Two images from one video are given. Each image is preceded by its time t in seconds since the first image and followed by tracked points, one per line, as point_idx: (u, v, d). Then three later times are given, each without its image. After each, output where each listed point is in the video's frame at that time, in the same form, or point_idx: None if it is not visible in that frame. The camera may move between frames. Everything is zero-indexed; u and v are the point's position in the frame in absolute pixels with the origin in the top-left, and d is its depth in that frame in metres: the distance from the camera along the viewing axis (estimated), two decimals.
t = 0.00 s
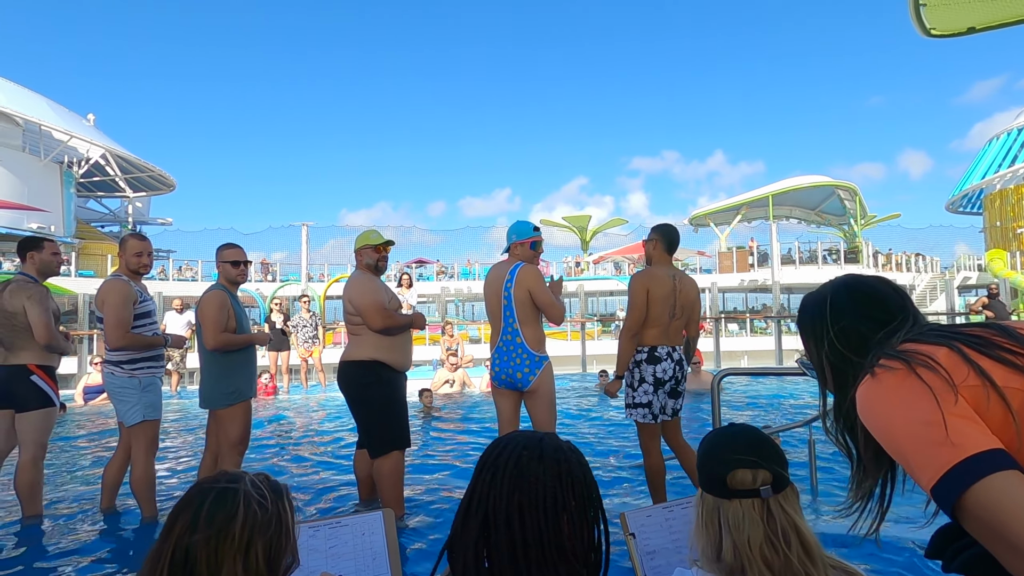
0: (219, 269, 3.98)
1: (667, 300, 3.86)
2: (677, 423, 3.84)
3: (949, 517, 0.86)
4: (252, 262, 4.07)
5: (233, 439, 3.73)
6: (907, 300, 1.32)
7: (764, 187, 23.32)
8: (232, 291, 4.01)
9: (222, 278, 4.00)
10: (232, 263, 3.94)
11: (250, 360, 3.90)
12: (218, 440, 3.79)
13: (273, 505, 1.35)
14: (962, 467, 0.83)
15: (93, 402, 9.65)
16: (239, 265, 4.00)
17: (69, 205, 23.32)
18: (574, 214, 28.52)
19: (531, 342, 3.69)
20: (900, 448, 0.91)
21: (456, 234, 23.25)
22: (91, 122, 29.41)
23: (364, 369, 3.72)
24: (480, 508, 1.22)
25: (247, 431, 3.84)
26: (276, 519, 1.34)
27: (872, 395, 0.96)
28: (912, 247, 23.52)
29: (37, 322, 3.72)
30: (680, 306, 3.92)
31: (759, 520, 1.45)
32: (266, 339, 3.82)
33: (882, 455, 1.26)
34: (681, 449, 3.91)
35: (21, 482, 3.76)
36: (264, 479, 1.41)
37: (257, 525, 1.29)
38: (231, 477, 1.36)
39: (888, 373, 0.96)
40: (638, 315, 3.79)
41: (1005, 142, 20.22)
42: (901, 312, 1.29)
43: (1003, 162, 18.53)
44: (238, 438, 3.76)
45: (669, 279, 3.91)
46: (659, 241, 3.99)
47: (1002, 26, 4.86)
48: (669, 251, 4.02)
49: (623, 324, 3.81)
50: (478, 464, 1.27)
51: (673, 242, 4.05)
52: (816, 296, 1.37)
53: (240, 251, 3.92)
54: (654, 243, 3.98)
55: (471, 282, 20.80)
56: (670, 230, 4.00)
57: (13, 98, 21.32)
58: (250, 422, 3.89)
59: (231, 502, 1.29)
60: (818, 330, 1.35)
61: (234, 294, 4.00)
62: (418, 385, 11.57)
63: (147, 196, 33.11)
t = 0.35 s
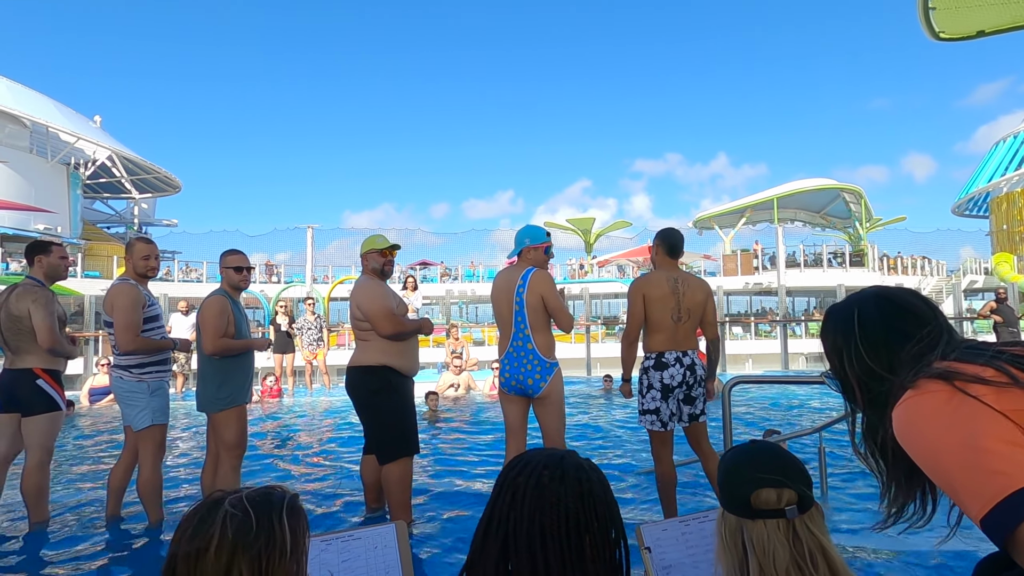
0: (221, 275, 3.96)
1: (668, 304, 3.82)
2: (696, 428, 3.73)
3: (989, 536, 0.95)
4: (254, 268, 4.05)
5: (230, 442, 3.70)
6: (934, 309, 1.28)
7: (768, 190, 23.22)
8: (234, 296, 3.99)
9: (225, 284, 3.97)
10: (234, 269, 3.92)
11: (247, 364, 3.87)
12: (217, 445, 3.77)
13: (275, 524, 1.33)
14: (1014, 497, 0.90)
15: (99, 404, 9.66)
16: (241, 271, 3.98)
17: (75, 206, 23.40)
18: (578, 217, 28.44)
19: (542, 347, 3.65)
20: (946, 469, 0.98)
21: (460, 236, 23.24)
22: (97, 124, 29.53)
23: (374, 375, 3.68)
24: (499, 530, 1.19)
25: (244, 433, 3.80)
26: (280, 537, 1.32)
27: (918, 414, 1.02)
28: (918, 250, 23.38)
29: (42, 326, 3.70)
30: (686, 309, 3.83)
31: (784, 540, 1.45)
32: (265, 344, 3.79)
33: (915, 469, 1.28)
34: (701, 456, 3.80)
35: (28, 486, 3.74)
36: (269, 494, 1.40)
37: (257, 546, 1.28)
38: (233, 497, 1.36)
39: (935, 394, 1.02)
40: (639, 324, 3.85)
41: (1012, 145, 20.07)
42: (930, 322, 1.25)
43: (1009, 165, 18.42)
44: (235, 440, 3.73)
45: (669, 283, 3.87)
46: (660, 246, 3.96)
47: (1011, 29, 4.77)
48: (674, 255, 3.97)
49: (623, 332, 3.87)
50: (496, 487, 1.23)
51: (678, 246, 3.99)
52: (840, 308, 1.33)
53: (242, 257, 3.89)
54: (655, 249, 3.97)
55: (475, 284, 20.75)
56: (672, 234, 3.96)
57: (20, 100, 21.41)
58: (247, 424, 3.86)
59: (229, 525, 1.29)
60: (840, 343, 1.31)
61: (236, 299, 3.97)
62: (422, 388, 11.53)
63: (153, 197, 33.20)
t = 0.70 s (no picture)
0: (221, 277, 3.98)
1: (681, 307, 3.82)
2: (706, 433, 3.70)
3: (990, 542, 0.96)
4: (255, 271, 4.06)
5: (230, 443, 3.72)
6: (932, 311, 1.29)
7: (771, 193, 23.23)
8: (235, 299, 4.00)
9: (225, 287, 3.99)
10: (234, 271, 3.94)
11: (247, 366, 3.88)
12: (218, 446, 3.79)
13: (280, 523, 1.34)
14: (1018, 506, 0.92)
15: (102, 405, 9.69)
16: (241, 274, 3.99)
17: (79, 208, 23.52)
18: (581, 220, 28.49)
19: (549, 350, 3.68)
20: (948, 474, 1.00)
21: (462, 238, 23.28)
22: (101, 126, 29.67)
23: (373, 378, 3.71)
24: (500, 534, 1.19)
25: (244, 434, 3.80)
26: (284, 538, 1.34)
27: (918, 420, 1.04)
28: (921, 254, 23.35)
29: (46, 328, 3.72)
30: (700, 313, 3.82)
31: (785, 546, 1.46)
32: (265, 347, 3.80)
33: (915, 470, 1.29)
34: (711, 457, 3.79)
35: (32, 488, 3.75)
36: (272, 494, 1.41)
37: (262, 545, 1.30)
38: (238, 497, 1.37)
39: (936, 399, 1.03)
40: (652, 326, 3.87)
41: (1015, 148, 20.06)
42: (927, 324, 1.25)
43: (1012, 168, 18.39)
44: (235, 441, 3.74)
45: (683, 286, 3.87)
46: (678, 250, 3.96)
47: (1015, 32, 4.79)
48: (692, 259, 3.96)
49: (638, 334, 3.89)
50: (496, 492, 1.23)
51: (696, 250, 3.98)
52: (838, 310, 1.33)
53: (243, 259, 3.91)
54: (672, 253, 3.98)
55: (477, 286, 20.77)
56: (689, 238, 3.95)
57: (25, 102, 21.52)
58: (247, 425, 3.86)
59: (236, 524, 1.30)
60: (838, 345, 1.32)
61: (236, 302, 3.99)
62: (424, 390, 11.56)
63: (157, 199, 33.32)
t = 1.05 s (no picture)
0: (218, 277, 3.97)
1: (701, 307, 3.80)
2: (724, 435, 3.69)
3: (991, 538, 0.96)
4: (251, 271, 4.06)
5: (229, 444, 3.71)
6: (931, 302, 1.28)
7: (773, 195, 23.19)
8: (232, 300, 4.00)
9: (222, 287, 3.98)
10: (231, 272, 3.94)
11: (245, 366, 3.88)
12: (217, 447, 3.78)
13: (272, 521, 1.34)
14: (1017, 499, 0.91)
15: (103, 407, 9.70)
16: (238, 274, 3.99)
17: (82, 210, 23.58)
18: (582, 222, 28.49)
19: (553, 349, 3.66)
20: (948, 471, 0.99)
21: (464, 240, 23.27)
22: (105, 129, 29.78)
23: (368, 379, 3.70)
24: (493, 532, 1.18)
25: (245, 434, 3.80)
26: (276, 536, 1.33)
27: (917, 415, 1.03)
28: (924, 256, 23.31)
29: (45, 329, 3.72)
30: (721, 313, 3.79)
31: (785, 548, 1.44)
32: (264, 346, 3.80)
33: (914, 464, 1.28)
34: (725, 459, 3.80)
35: (31, 488, 3.75)
36: (264, 492, 1.40)
37: (254, 542, 1.29)
38: (230, 494, 1.37)
39: (935, 394, 1.02)
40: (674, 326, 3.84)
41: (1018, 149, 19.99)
42: (926, 314, 1.24)
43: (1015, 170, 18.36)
44: (235, 441, 3.74)
45: (703, 286, 3.84)
46: (700, 250, 3.93)
47: (1017, 34, 4.79)
48: (714, 259, 3.92)
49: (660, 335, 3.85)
50: (489, 491, 1.22)
51: (718, 249, 3.95)
52: (834, 302, 1.33)
53: (239, 259, 3.91)
54: (694, 253, 3.95)
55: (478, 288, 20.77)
56: (711, 238, 3.92)
57: (29, 104, 21.61)
58: (247, 425, 3.86)
59: (227, 521, 1.29)
60: (835, 338, 1.31)
61: (234, 302, 3.99)
62: (425, 392, 11.55)
63: (159, 202, 33.40)
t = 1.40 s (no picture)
0: (220, 278, 3.99)
1: (717, 308, 3.79)
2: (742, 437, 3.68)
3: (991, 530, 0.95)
4: (252, 272, 4.07)
5: (232, 446, 3.71)
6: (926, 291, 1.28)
7: (774, 196, 23.17)
8: (233, 301, 4.00)
9: (224, 288, 3.99)
10: (232, 272, 3.95)
11: (247, 368, 3.88)
12: (221, 449, 3.78)
13: (282, 521, 1.33)
14: (1019, 490, 0.90)
15: (105, 409, 9.73)
16: (239, 275, 4.00)
17: (84, 213, 23.68)
18: (583, 223, 28.49)
19: (553, 351, 3.66)
20: (949, 462, 0.99)
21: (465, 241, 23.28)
22: (108, 132, 29.92)
23: (365, 381, 3.70)
24: (491, 532, 1.18)
25: (248, 436, 3.80)
26: (289, 536, 1.34)
27: (920, 403, 1.02)
28: (926, 257, 23.25)
29: (45, 330, 3.73)
30: (737, 313, 3.78)
31: (789, 552, 1.44)
32: (265, 348, 3.80)
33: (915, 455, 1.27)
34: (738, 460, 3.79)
35: (32, 489, 3.75)
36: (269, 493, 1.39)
37: (270, 540, 1.28)
38: (236, 493, 1.34)
39: (940, 379, 1.02)
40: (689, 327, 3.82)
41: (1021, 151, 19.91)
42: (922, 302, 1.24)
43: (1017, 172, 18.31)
44: (239, 443, 3.73)
45: (718, 286, 3.83)
46: (716, 250, 3.91)
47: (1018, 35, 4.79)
48: (727, 259, 3.91)
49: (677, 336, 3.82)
50: (486, 491, 1.22)
51: (732, 250, 3.95)
52: (829, 293, 1.33)
53: (241, 260, 3.92)
54: (708, 253, 3.93)
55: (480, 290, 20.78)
56: (725, 239, 3.91)
57: (33, 107, 21.72)
58: (250, 428, 3.86)
59: (245, 518, 1.27)
60: (833, 326, 1.30)
61: (235, 303, 3.99)
62: (426, 393, 11.55)
63: (162, 205, 33.51)
